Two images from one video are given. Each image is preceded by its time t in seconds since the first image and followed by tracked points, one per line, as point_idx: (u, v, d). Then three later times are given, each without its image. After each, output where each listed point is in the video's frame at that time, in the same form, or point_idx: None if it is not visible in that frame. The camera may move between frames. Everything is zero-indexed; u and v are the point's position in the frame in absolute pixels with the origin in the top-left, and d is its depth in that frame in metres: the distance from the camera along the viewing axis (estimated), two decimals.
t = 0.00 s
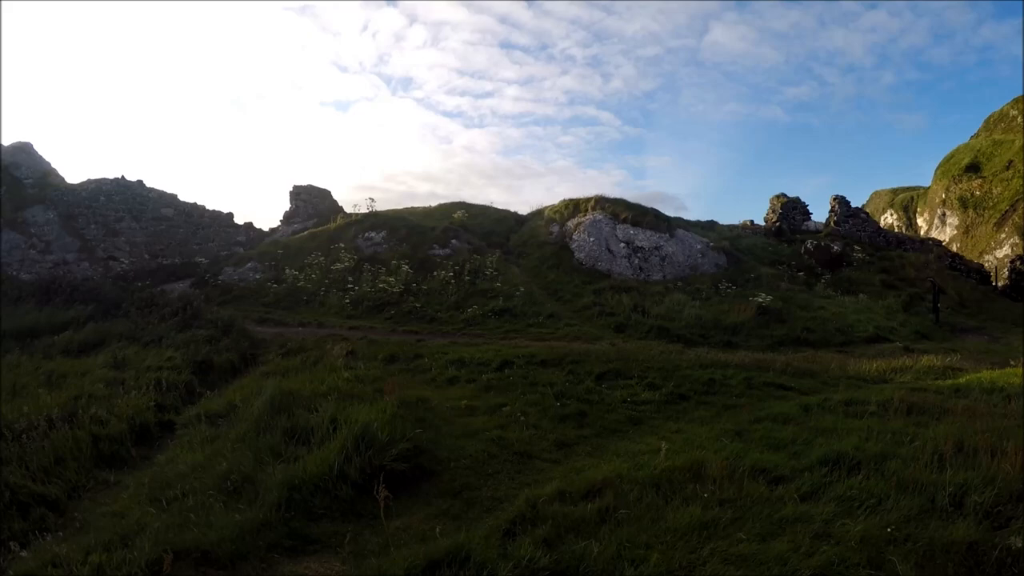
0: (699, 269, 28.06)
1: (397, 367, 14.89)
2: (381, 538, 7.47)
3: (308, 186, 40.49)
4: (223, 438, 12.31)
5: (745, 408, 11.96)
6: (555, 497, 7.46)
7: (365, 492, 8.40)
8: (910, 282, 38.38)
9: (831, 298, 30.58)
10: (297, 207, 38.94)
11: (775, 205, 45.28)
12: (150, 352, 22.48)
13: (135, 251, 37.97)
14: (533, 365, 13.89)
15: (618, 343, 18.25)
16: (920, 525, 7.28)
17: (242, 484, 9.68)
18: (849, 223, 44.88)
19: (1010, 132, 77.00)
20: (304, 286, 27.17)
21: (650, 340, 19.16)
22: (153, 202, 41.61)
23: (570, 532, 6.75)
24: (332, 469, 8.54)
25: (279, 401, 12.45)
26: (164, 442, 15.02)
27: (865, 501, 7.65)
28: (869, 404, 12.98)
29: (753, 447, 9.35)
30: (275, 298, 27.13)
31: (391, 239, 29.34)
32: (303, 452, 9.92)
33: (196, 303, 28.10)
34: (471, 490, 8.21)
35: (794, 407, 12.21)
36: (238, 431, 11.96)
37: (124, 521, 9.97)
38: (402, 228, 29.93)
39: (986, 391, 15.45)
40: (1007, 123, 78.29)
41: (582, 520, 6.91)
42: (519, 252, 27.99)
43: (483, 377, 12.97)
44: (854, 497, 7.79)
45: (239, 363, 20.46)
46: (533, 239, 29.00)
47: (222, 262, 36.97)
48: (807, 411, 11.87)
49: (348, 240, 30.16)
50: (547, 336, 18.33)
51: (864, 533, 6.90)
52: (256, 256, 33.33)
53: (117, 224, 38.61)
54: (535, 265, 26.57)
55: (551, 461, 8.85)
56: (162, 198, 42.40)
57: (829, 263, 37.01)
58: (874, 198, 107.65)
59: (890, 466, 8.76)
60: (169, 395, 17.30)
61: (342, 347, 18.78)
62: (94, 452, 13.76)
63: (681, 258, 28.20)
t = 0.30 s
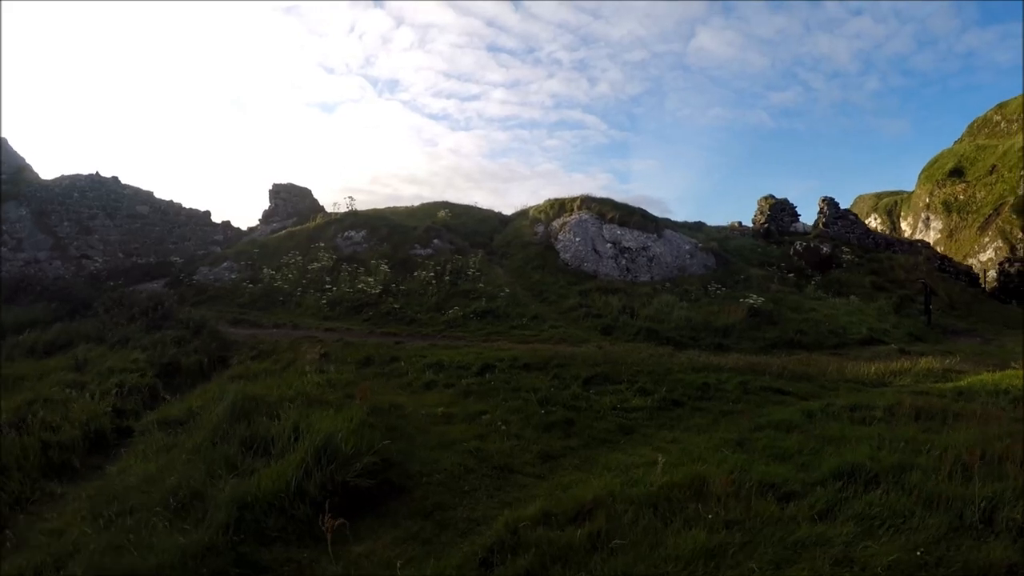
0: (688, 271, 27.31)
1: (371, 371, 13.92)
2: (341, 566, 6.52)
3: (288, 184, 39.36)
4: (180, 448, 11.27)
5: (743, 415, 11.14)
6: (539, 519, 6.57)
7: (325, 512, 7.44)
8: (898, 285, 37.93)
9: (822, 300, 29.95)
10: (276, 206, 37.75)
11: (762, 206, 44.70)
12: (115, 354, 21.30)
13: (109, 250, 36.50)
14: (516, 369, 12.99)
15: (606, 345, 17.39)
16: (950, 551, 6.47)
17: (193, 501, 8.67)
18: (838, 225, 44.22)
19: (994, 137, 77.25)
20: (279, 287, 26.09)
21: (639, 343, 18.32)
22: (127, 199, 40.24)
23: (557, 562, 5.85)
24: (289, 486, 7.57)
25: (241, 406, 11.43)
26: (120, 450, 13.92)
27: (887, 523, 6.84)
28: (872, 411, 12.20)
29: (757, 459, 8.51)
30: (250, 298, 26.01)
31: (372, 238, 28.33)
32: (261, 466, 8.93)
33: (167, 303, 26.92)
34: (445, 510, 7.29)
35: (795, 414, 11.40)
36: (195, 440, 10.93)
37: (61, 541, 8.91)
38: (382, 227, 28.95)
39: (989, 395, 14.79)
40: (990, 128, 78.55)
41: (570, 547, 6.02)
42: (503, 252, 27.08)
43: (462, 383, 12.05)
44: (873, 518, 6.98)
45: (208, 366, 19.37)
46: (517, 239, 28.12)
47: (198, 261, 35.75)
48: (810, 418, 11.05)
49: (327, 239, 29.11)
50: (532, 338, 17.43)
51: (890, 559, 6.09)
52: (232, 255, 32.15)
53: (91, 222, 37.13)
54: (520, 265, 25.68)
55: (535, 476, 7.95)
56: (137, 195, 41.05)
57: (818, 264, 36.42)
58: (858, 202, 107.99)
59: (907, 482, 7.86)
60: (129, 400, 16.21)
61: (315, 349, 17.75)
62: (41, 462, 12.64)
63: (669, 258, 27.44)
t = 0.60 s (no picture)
0: (676, 267, 26.36)
1: (339, 375, 12.78)
2: None
3: (265, 179, 37.99)
4: (123, 463, 10.05)
5: (745, 423, 10.15)
6: (523, 556, 5.53)
7: (271, 544, 6.32)
8: (889, 282, 37.29)
9: (814, 297, 29.14)
10: (252, 202, 36.37)
11: (750, 203, 43.87)
12: (74, 354, 19.95)
13: (78, 248, 34.90)
14: (497, 372, 11.92)
15: (594, 345, 16.36)
16: None
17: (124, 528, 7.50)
18: (828, 222, 43.38)
19: (977, 135, 77.29)
20: (252, 285, 24.83)
21: (630, 342, 17.30)
22: (98, 193, 38.63)
23: None
24: (230, 513, 6.44)
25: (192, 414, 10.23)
26: (66, 462, 12.63)
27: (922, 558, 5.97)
28: (882, 418, 11.27)
29: (769, 478, 7.52)
30: (221, 297, 24.71)
31: (349, 235, 27.11)
32: (205, 486, 7.78)
33: (134, 301, 25.52)
34: (413, 542, 6.22)
35: (801, 421, 10.44)
36: (140, 454, 9.73)
37: None
38: (361, 223, 27.76)
39: (999, 398, 14.02)
40: (974, 127, 78.46)
41: None
42: (485, 248, 25.98)
43: (437, 388, 10.96)
44: (906, 553, 6.09)
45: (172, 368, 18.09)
46: (501, 235, 27.03)
47: (170, 258, 34.32)
48: (818, 427, 10.11)
49: (304, 235, 27.86)
50: (515, 338, 16.36)
51: None
52: (204, 252, 30.78)
53: (61, 218, 35.50)
54: (504, 261, 24.61)
55: (518, 499, 6.90)
56: (109, 190, 39.44)
57: (809, 261, 35.64)
58: (841, 201, 108.10)
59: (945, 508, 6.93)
60: (82, 405, 14.92)
61: (285, 350, 16.53)
62: None
63: (657, 255, 26.48)
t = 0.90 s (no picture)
0: (673, 270, 25.63)
1: (320, 387, 11.94)
2: None
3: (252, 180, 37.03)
4: (81, 485, 9.17)
5: (755, 440, 9.41)
6: None
7: None
8: (888, 286, 36.72)
9: (814, 301, 28.49)
10: (239, 203, 35.38)
11: (746, 205, 43.17)
12: (45, 361, 18.95)
13: (60, 250, 33.48)
14: (490, 383, 11.11)
15: (592, 353, 15.57)
16: None
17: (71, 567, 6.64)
18: (825, 224, 42.70)
19: (968, 139, 77.11)
20: (236, 288, 23.92)
21: (629, 349, 16.52)
22: (81, 194, 37.53)
23: None
24: (184, 553, 5.60)
25: (158, 431, 9.35)
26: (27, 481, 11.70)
27: None
28: (900, 435, 10.55)
29: (792, 506, 6.77)
30: (203, 301, 23.79)
31: (337, 237, 26.22)
32: (163, 518, 6.93)
33: (112, 305, 24.52)
34: None
35: (818, 437, 9.69)
36: (99, 476, 8.86)
37: None
38: (349, 225, 26.88)
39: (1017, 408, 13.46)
40: (966, 131, 78.20)
41: None
42: (478, 251, 25.16)
43: (424, 402, 10.14)
44: None
45: (147, 376, 17.14)
46: (493, 237, 26.21)
47: (153, 260, 33.27)
48: (837, 446, 9.40)
49: (290, 237, 26.97)
50: (508, 345, 15.55)
51: None
52: (188, 255, 29.82)
53: (41, 219, 34.35)
54: (496, 264, 23.80)
55: (514, 534, 6.11)
56: (92, 190, 38.36)
57: (807, 264, 34.99)
58: (833, 204, 107.90)
59: (989, 535, 6.58)
60: (47, 417, 13.96)
61: (264, 358, 15.66)
62: None
63: (653, 258, 25.74)
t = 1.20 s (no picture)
0: (675, 270, 24.94)
1: (306, 392, 11.19)
2: None
3: (244, 176, 36.14)
4: (43, 502, 8.39)
5: (774, 456, 8.83)
6: None
7: None
8: (890, 287, 36.16)
9: (818, 302, 27.88)
10: (229, 199, 34.53)
11: (746, 203, 42.46)
12: (23, 363, 18.10)
13: (46, 247, 32.44)
14: (488, 390, 10.41)
15: (593, 356, 14.86)
16: None
17: None
18: (826, 223, 42.08)
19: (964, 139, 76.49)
20: (223, 287, 23.12)
21: (633, 352, 15.82)
22: (68, 189, 36.57)
23: None
24: None
25: (127, 443, 8.58)
26: None
27: None
28: (925, 451, 9.95)
29: (824, 534, 6.09)
30: (190, 300, 22.98)
31: (330, 234, 25.41)
32: (124, 547, 6.18)
33: (96, 304, 23.65)
34: None
35: (840, 453, 9.04)
36: (61, 493, 8.09)
37: None
38: (342, 222, 26.06)
39: None
40: (962, 132, 77.60)
41: None
42: (474, 249, 24.40)
43: (417, 411, 9.42)
44: None
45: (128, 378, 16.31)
46: (489, 235, 25.43)
47: (140, 257, 32.33)
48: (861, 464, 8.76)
49: (281, 234, 26.13)
50: (507, 348, 14.80)
51: None
52: (176, 252, 28.97)
53: (27, 215, 33.38)
54: (492, 263, 23.07)
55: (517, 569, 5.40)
56: (80, 186, 37.40)
57: (809, 264, 34.37)
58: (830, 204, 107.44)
59: None
60: (18, 422, 13.13)
61: (251, 361, 14.90)
62: None
63: (654, 257, 25.03)
